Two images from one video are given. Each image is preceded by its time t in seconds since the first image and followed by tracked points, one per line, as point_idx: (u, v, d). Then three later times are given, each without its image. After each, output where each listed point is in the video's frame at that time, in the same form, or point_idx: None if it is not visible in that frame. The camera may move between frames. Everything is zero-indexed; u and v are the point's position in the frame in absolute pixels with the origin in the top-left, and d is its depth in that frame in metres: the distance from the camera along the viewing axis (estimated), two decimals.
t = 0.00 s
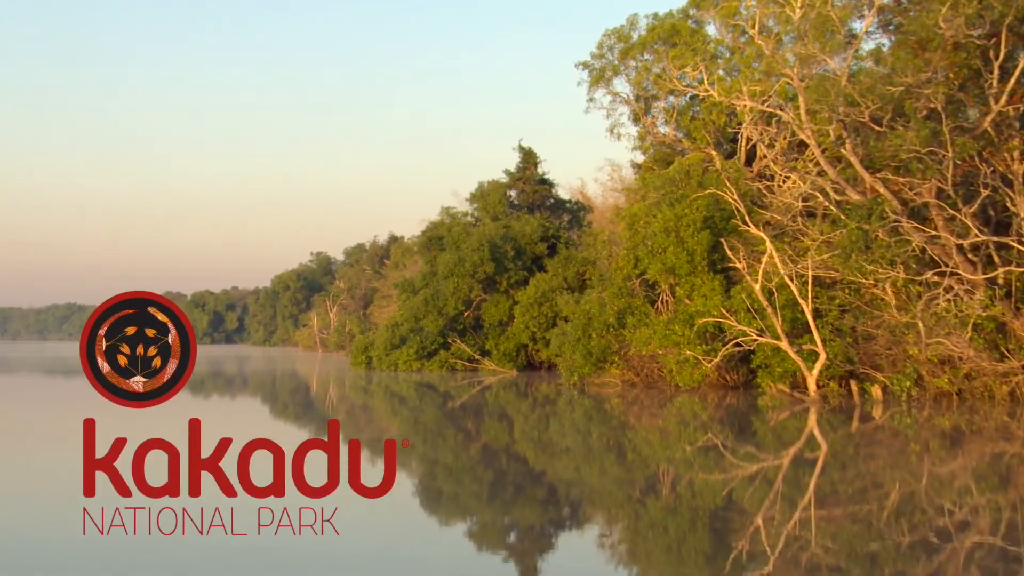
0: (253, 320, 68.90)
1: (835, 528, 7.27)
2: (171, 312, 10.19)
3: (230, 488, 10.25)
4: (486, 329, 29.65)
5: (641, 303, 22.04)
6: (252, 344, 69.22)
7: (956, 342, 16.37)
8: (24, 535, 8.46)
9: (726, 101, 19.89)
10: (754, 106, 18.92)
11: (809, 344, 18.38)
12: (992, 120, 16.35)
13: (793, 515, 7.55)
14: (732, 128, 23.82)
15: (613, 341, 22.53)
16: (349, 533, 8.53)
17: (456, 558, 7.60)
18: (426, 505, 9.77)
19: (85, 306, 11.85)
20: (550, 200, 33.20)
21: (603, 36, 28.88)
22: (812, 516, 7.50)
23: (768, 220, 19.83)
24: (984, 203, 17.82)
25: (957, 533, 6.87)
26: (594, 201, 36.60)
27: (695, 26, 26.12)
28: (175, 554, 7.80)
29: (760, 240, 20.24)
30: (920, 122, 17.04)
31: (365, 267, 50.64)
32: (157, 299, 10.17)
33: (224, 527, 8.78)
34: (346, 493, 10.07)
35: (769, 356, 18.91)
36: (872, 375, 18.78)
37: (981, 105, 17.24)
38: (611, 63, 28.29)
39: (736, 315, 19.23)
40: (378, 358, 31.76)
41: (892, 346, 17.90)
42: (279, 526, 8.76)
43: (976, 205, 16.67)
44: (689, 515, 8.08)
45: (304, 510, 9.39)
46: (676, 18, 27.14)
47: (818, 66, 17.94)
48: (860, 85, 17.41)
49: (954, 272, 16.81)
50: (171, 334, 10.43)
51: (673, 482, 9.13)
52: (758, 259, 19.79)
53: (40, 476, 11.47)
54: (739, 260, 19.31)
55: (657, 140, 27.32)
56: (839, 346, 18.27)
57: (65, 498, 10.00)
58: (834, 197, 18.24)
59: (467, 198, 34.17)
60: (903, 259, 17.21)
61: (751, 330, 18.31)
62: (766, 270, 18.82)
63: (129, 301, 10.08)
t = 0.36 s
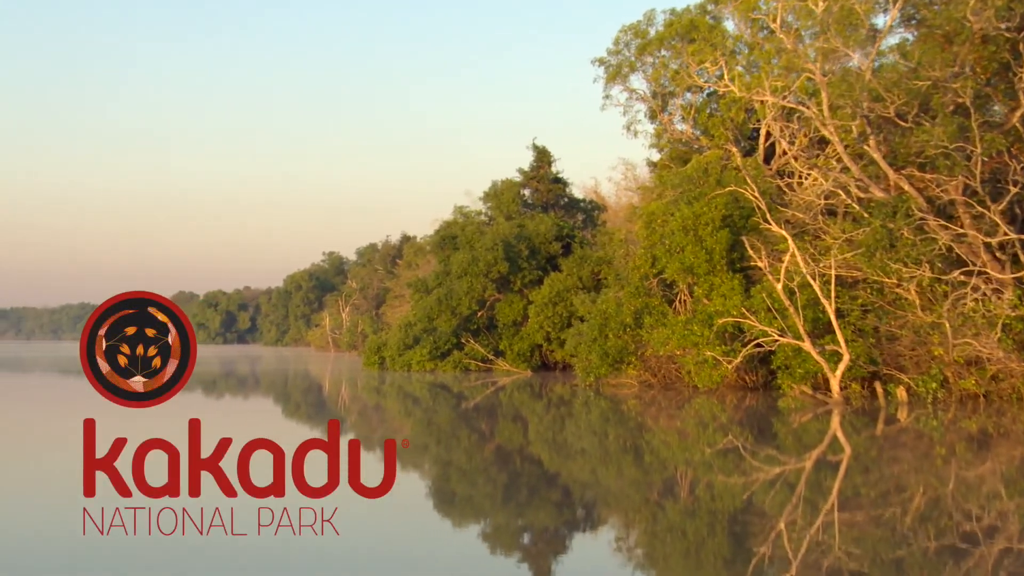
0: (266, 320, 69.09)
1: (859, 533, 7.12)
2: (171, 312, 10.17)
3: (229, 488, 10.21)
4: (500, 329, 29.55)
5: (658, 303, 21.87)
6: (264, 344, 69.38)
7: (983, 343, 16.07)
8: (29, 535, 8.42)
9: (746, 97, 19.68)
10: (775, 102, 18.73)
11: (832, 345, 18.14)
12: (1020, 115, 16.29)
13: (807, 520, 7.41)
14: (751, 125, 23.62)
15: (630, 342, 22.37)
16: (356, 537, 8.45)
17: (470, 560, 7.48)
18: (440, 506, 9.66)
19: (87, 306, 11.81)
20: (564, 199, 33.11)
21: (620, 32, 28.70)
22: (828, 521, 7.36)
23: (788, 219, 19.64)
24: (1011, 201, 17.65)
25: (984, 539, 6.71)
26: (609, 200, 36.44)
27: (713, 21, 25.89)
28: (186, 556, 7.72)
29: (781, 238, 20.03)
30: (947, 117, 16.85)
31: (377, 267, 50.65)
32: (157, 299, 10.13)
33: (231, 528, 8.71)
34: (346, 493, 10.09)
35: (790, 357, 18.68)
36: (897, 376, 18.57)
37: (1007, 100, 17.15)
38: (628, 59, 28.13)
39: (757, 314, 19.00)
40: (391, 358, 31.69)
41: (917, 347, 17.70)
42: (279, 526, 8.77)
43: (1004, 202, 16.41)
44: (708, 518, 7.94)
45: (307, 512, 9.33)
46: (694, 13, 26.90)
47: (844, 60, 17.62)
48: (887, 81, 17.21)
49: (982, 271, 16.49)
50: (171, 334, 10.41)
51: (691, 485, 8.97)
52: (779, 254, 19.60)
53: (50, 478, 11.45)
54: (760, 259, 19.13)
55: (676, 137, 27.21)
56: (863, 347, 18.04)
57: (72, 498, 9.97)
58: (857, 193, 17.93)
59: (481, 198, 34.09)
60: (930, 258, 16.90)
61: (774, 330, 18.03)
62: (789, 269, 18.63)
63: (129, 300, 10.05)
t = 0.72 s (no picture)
0: (280, 321, 69.25)
1: (882, 536, 6.96)
2: (171, 313, 10.18)
3: (238, 492, 10.24)
4: (516, 329, 29.44)
5: (677, 302, 21.70)
6: (278, 345, 69.55)
7: (1012, 343, 15.79)
8: (37, 547, 8.41)
9: (768, 91, 19.46)
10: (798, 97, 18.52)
11: (856, 345, 17.88)
12: None
13: (830, 523, 7.27)
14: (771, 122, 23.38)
15: (647, 342, 22.20)
16: (368, 542, 8.38)
17: (489, 565, 7.36)
18: (455, 508, 9.53)
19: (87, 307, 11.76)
20: (579, 198, 32.99)
21: (637, 28, 28.48)
22: (848, 525, 7.22)
23: (810, 216, 19.42)
24: None
25: (1016, 544, 6.54)
26: (625, 198, 36.26)
27: (732, 16, 25.64)
28: (201, 562, 7.64)
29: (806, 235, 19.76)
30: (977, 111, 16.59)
31: (391, 267, 50.64)
32: (157, 298, 10.12)
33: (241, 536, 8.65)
34: (345, 493, 10.21)
35: (812, 357, 18.44)
36: (923, 377, 18.39)
37: None
38: (646, 55, 27.94)
39: (779, 314, 18.78)
40: (406, 359, 31.62)
41: (943, 347, 17.49)
42: (279, 526, 8.98)
43: None
44: (728, 521, 7.80)
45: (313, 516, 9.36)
46: (713, 7, 26.63)
47: (867, 55, 17.60)
48: (917, 73, 17.08)
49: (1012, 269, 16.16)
50: (171, 334, 10.39)
51: (711, 487, 8.84)
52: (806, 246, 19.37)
53: (61, 480, 11.44)
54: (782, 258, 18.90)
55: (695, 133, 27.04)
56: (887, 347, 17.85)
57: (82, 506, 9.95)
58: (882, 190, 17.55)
59: (496, 197, 33.98)
60: (958, 256, 16.51)
61: (797, 330, 17.74)
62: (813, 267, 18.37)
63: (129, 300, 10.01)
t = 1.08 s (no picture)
0: (293, 321, 69.38)
1: (907, 542, 6.81)
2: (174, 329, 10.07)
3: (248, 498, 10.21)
4: (530, 329, 29.32)
5: (695, 303, 21.55)
6: (291, 345, 69.68)
7: None
8: (47, 547, 8.38)
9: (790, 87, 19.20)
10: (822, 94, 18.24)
11: (881, 347, 17.64)
12: None
13: (852, 530, 7.11)
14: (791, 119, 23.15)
15: (666, 342, 22.05)
16: (377, 543, 8.31)
17: (504, 569, 7.24)
18: (468, 511, 9.41)
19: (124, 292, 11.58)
20: (593, 198, 32.85)
21: (655, 24, 28.29)
22: (869, 531, 7.07)
23: (834, 215, 19.17)
24: None
25: None
26: (641, 198, 36.09)
27: (751, 13, 25.40)
28: (212, 567, 7.57)
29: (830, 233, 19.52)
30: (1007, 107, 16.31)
31: (404, 267, 50.63)
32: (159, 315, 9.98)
33: (252, 540, 8.60)
34: (355, 497, 10.19)
35: (835, 358, 18.20)
36: (950, 379, 18.14)
37: None
38: (664, 52, 27.76)
39: (801, 315, 18.56)
40: (419, 360, 31.55)
41: (969, 349, 17.24)
42: (290, 530, 8.89)
43: None
44: (747, 526, 7.65)
45: (325, 520, 9.30)
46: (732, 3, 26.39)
47: (891, 51, 17.59)
48: (947, 68, 16.85)
49: None
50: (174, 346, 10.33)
51: (731, 492, 8.70)
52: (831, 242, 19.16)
53: (72, 481, 11.43)
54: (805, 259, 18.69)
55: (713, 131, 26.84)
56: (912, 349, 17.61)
57: (92, 509, 9.94)
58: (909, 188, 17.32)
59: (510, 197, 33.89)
60: (987, 256, 16.10)
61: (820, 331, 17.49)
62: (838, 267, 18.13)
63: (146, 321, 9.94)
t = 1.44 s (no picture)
0: (304, 327, 69.50)
1: (931, 553, 6.67)
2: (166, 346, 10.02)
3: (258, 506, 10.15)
4: (544, 335, 29.19)
5: (712, 308, 21.42)
6: (302, 351, 69.78)
7: None
8: (60, 550, 8.39)
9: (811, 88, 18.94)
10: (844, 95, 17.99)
11: (906, 354, 17.40)
12: None
13: (875, 540, 6.99)
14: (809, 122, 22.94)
15: (683, 349, 21.81)
16: (390, 549, 8.26)
17: None
18: (480, 518, 9.30)
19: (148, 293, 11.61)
20: (607, 203, 32.71)
21: (671, 26, 28.12)
22: (890, 541, 6.95)
23: (856, 220, 18.92)
24: None
25: None
26: (655, 203, 35.92)
27: (769, 14, 25.20)
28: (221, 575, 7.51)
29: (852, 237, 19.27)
30: None
31: (415, 273, 50.64)
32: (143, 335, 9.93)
33: (265, 544, 8.56)
34: (367, 505, 10.13)
35: (856, 365, 17.92)
36: (975, 387, 17.93)
37: None
38: (680, 54, 27.63)
39: (820, 321, 18.33)
40: (432, 366, 31.50)
41: (995, 356, 17.01)
42: (299, 538, 8.83)
43: None
44: (767, 535, 7.49)
45: (338, 526, 9.26)
46: (750, 4, 26.12)
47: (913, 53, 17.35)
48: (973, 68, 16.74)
49: None
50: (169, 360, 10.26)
51: (749, 501, 8.56)
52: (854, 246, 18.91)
53: (85, 485, 11.46)
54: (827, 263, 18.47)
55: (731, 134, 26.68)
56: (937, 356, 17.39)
57: (105, 513, 9.94)
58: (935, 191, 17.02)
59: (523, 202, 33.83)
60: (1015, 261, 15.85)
61: (842, 338, 17.25)
62: (862, 271, 17.87)
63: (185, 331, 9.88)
